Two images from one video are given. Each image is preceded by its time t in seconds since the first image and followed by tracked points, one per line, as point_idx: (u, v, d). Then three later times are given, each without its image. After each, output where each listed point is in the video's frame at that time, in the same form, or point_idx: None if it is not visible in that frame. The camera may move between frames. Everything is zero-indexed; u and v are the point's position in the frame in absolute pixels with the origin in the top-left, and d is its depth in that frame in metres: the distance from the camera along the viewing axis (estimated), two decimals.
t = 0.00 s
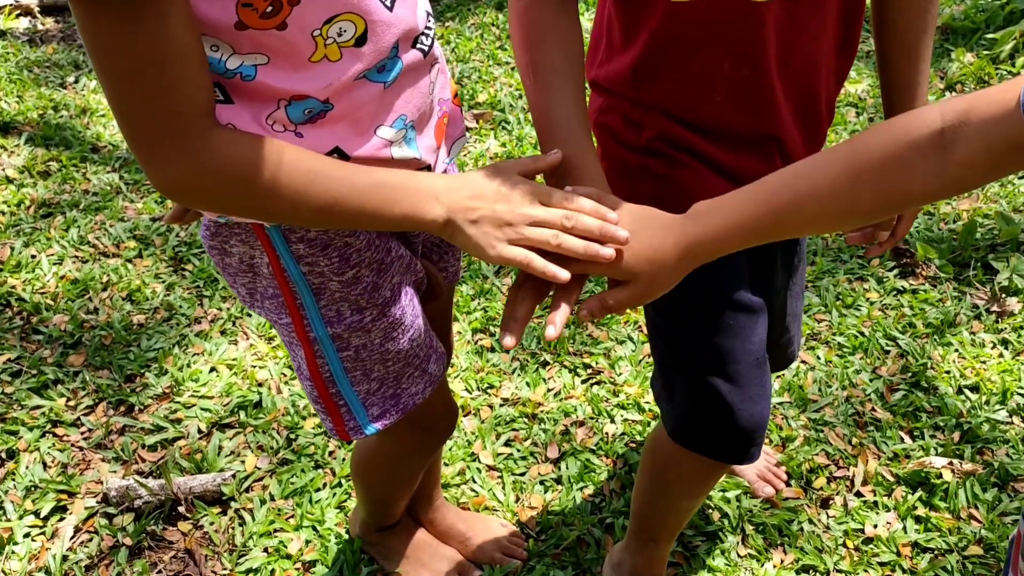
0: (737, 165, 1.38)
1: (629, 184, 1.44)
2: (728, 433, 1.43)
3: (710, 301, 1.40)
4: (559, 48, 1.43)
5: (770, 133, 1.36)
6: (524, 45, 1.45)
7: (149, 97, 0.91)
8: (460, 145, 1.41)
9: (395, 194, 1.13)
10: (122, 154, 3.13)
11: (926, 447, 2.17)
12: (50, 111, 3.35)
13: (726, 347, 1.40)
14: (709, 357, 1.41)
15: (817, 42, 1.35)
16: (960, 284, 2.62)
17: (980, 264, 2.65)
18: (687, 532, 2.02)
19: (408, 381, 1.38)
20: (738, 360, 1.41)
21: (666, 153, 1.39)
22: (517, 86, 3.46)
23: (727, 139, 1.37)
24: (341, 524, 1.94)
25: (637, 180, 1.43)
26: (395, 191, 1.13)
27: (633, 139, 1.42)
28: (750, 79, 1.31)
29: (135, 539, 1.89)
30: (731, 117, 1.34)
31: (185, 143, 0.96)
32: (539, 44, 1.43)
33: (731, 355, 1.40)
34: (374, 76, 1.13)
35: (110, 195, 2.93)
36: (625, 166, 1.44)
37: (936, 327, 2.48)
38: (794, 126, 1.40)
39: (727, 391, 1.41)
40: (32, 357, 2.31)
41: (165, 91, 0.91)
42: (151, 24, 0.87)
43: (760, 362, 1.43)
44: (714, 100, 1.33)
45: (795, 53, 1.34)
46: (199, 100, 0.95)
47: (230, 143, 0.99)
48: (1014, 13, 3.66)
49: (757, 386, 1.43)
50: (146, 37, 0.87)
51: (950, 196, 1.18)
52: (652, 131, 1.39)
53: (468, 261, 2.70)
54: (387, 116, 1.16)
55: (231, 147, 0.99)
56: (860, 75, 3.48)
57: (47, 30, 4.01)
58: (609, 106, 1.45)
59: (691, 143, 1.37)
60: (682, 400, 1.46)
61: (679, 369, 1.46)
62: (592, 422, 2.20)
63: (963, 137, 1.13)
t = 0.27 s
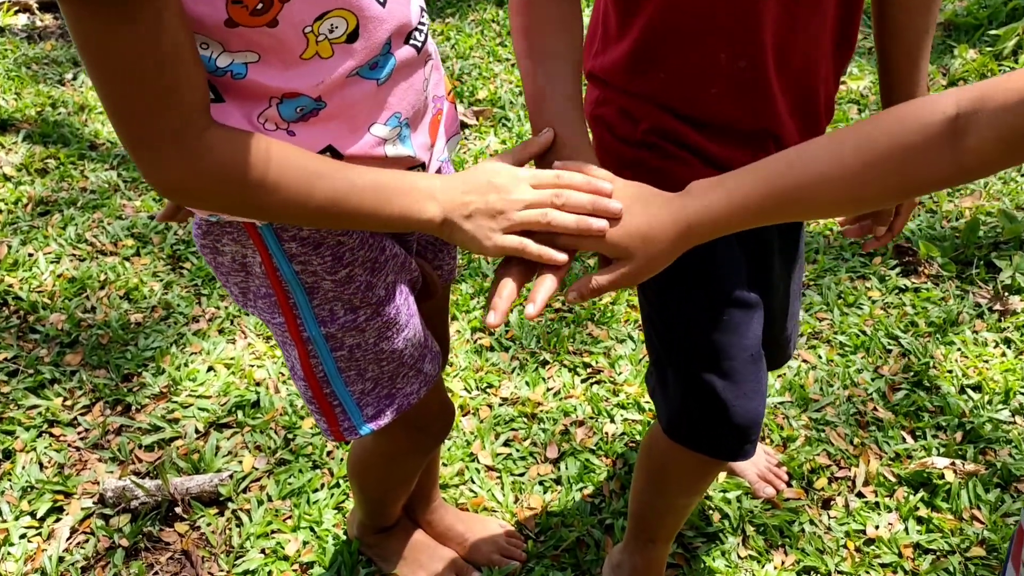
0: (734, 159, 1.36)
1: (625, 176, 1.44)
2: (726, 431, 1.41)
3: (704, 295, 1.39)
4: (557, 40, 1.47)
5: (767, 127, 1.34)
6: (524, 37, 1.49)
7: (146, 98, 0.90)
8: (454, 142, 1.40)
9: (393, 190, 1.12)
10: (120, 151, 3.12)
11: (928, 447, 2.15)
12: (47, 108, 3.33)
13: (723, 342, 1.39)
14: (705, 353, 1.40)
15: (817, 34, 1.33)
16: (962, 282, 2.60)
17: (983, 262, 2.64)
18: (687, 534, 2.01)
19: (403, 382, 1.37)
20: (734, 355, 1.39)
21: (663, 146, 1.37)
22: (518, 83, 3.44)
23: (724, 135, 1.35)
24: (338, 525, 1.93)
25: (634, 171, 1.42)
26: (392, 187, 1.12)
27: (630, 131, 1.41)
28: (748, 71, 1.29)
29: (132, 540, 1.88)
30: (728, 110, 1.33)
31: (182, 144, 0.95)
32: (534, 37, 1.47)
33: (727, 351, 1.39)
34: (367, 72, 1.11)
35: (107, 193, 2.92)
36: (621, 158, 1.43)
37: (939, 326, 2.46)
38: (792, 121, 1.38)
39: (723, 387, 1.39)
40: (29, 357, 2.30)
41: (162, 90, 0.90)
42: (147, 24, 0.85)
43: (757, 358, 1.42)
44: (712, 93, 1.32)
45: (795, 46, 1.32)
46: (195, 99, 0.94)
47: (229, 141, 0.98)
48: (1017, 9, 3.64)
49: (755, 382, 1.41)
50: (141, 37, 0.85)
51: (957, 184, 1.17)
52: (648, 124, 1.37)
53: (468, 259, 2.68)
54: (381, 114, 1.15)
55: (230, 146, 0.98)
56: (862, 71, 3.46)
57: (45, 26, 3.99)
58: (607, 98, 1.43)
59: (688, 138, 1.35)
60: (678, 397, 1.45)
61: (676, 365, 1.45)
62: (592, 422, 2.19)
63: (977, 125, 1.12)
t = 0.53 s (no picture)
0: (744, 155, 1.30)
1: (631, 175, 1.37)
2: (732, 430, 1.40)
3: (712, 295, 1.35)
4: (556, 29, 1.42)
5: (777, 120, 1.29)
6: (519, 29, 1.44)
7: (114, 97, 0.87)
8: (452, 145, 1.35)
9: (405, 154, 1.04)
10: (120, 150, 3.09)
11: (935, 451, 2.12)
12: (47, 106, 3.31)
13: (730, 341, 1.36)
14: (710, 351, 1.37)
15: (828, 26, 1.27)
16: (970, 283, 2.57)
17: (990, 262, 2.60)
18: (691, 539, 1.98)
19: (392, 385, 1.34)
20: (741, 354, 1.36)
21: (670, 142, 1.31)
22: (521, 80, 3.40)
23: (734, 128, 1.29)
24: (337, 530, 1.91)
25: (641, 171, 1.35)
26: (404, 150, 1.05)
27: (637, 128, 1.35)
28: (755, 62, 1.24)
29: (128, 545, 1.85)
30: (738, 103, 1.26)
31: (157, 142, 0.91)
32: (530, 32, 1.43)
33: (734, 350, 1.36)
34: (345, 73, 1.07)
35: (106, 192, 2.89)
36: (630, 156, 1.36)
37: (946, 328, 2.43)
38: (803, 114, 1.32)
39: (730, 386, 1.37)
40: (26, 358, 2.27)
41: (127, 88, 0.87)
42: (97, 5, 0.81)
43: (763, 357, 1.39)
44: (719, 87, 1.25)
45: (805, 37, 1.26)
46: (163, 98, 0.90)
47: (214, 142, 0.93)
48: None
49: (760, 381, 1.39)
50: (96, 29, 0.82)
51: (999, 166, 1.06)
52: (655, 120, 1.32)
53: (469, 259, 2.66)
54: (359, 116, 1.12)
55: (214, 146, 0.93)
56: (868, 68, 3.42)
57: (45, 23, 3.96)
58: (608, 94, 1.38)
59: (694, 130, 1.29)
60: (684, 397, 1.42)
61: (681, 364, 1.42)
62: (594, 425, 2.16)
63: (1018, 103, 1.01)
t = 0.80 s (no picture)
0: (782, 143, 1.29)
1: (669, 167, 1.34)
2: (753, 425, 1.34)
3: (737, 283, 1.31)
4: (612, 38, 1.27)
5: (813, 112, 1.26)
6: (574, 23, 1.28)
7: (135, 102, 0.80)
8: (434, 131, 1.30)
9: (352, 258, 1.03)
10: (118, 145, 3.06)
11: (945, 453, 2.08)
12: (45, 100, 3.27)
13: (754, 331, 1.31)
14: (733, 342, 1.32)
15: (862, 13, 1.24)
16: (980, 280, 2.52)
17: (1001, 260, 2.56)
18: (696, 543, 1.94)
19: (386, 376, 1.31)
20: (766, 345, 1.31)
21: (709, 136, 1.28)
22: (524, 74, 3.36)
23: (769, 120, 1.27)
24: (336, 533, 1.87)
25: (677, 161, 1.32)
26: (354, 254, 1.03)
27: (673, 120, 1.30)
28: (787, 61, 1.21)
29: (124, 548, 1.82)
30: (773, 97, 1.25)
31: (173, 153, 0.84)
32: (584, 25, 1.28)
33: (759, 340, 1.31)
34: (329, 57, 1.04)
35: (105, 187, 2.86)
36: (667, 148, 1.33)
37: (956, 326, 2.39)
38: (842, 103, 1.30)
39: (754, 379, 1.31)
40: (22, 357, 2.25)
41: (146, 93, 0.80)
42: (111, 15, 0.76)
43: (788, 350, 1.34)
44: (755, 82, 1.23)
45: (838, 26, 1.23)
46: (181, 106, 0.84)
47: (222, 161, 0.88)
48: None
49: (785, 373, 1.34)
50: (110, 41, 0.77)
51: None
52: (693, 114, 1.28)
53: (472, 256, 2.62)
54: (344, 100, 1.08)
55: (224, 165, 0.88)
56: (875, 62, 3.37)
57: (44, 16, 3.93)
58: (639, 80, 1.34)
59: (730, 122, 1.27)
60: (707, 391, 1.36)
61: (704, 356, 1.36)
62: (598, 426, 2.12)
63: None
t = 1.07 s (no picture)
0: (797, 122, 1.26)
1: (676, 143, 1.32)
2: (763, 409, 1.28)
3: (752, 263, 1.26)
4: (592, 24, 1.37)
5: (831, 94, 1.25)
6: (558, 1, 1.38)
7: (115, 82, 0.75)
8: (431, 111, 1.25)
9: (349, 240, 0.98)
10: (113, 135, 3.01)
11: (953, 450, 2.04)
12: (40, 90, 3.23)
13: (766, 311, 1.26)
14: (745, 322, 1.27)
15: None
16: (988, 273, 2.47)
17: (1010, 252, 2.51)
18: (699, 541, 1.91)
19: (383, 366, 1.26)
20: (779, 327, 1.26)
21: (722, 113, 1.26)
22: (526, 63, 3.31)
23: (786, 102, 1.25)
24: (331, 530, 1.84)
25: (684, 136, 1.31)
26: (351, 235, 0.98)
27: (682, 95, 1.29)
28: (797, 49, 1.20)
29: (115, 545, 1.79)
30: (788, 75, 1.23)
31: (157, 133, 0.79)
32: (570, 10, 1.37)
33: (772, 320, 1.26)
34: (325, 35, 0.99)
35: (100, 178, 2.82)
36: (676, 124, 1.32)
37: (964, 320, 2.34)
38: (860, 84, 1.28)
39: (766, 361, 1.25)
40: (13, 350, 2.21)
41: (128, 72, 0.76)
42: None
43: (801, 334, 1.28)
44: (770, 59, 1.22)
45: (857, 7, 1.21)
46: (165, 83, 0.79)
47: (208, 140, 0.83)
48: None
49: (798, 357, 1.28)
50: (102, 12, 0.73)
51: None
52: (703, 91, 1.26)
53: (471, 248, 2.58)
54: (341, 78, 1.03)
55: (210, 144, 0.83)
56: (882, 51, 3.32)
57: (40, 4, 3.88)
58: (656, 64, 1.33)
59: (744, 100, 1.25)
60: (718, 376, 1.30)
61: (715, 337, 1.31)
62: (599, 421, 2.08)
63: None
